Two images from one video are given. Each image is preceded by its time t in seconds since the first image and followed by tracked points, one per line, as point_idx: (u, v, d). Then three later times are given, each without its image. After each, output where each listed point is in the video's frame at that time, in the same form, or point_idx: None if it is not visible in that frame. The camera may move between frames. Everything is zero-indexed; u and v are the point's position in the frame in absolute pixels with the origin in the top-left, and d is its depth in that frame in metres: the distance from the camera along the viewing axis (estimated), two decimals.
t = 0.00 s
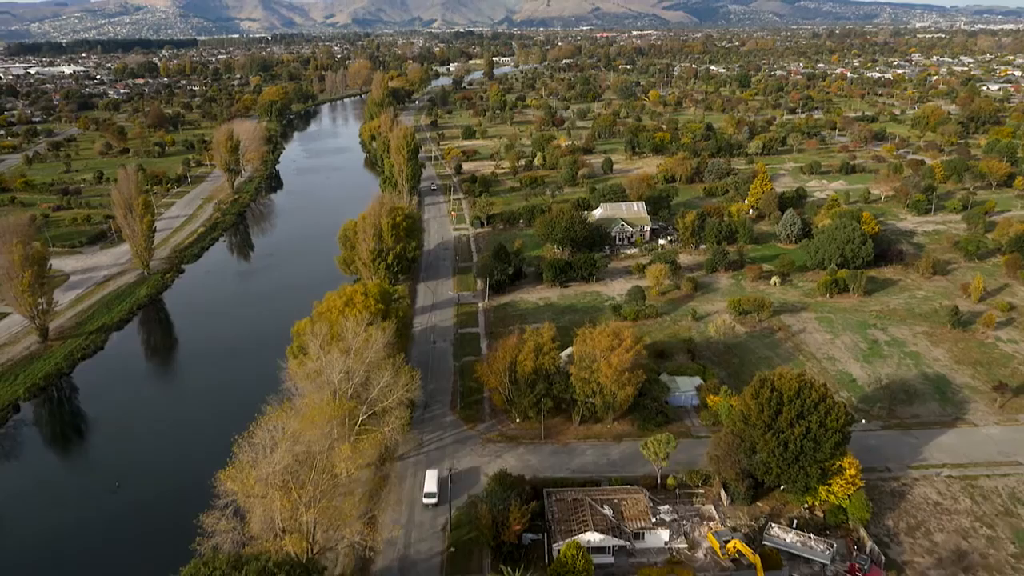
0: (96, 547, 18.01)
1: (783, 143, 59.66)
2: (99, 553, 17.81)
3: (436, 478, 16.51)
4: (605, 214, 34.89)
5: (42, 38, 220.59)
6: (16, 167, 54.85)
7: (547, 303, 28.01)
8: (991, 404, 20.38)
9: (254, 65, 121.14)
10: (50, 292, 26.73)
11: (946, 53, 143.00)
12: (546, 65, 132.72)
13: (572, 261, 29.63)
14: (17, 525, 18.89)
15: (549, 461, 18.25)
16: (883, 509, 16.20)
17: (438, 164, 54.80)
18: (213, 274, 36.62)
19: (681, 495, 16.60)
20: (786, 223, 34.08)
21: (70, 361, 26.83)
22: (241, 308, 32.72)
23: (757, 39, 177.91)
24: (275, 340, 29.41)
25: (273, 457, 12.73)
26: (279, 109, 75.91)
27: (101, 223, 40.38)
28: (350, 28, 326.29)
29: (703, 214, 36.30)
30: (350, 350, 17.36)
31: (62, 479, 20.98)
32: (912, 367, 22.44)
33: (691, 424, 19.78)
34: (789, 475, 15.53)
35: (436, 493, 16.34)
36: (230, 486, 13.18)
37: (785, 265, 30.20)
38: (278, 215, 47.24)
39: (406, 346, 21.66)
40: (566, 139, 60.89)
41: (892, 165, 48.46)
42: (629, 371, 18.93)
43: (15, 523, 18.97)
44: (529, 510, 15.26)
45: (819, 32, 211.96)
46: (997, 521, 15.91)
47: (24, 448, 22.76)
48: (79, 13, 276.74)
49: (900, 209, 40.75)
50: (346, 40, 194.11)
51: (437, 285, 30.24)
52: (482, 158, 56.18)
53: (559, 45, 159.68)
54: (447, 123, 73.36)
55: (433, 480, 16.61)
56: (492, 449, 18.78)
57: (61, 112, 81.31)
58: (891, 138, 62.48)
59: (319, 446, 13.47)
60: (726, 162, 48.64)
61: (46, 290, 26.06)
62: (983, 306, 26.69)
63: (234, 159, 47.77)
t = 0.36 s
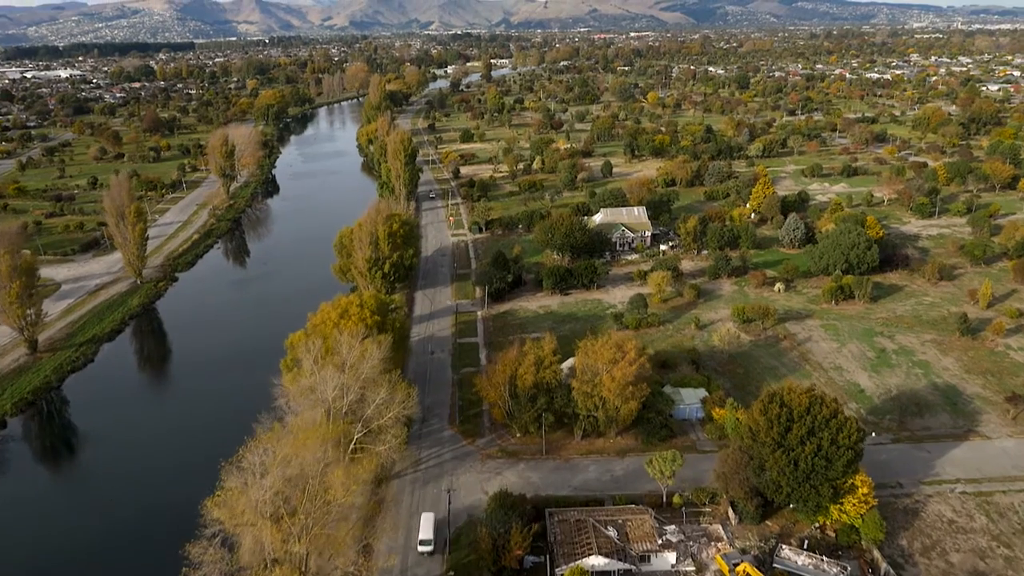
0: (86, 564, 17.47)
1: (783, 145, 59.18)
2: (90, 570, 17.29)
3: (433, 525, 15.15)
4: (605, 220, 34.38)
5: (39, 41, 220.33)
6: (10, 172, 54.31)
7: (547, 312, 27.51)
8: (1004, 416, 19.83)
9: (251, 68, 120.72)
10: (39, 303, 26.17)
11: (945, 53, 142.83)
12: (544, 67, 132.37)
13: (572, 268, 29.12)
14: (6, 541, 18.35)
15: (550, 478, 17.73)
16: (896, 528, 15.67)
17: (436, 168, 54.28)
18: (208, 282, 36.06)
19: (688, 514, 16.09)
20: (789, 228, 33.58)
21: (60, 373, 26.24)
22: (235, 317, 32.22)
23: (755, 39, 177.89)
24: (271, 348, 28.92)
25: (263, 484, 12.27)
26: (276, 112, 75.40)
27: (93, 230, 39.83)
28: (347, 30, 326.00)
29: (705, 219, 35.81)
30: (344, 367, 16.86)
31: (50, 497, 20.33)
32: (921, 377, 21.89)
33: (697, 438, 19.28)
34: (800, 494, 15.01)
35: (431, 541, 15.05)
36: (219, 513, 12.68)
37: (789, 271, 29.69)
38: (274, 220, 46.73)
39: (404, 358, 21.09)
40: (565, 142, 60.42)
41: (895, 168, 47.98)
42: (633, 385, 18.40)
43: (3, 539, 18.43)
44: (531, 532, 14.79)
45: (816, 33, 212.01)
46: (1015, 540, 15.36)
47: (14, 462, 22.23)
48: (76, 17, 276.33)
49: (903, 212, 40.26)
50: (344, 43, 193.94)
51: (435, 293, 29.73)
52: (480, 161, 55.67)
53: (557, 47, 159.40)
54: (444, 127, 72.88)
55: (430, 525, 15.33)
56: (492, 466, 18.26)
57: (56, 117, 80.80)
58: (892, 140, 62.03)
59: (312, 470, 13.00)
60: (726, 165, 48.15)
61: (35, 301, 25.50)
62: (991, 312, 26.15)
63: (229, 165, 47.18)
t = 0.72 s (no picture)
0: None
1: (782, 149, 58.80)
2: None
3: None
4: (603, 226, 33.86)
5: (33, 46, 219.81)
6: None
7: (545, 321, 26.97)
8: (1016, 428, 19.30)
9: (246, 72, 120.19)
10: (24, 317, 25.50)
11: (940, 54, 142.96)
12: (540, 70, 132.10)
13: (570, 276, 28.57)
14: None
15: (550, 497, 17.17)
16: (908, 549, 15.12)
17: (432, 173, 53.72)
18: (199, 292, 35.45)
19: (693, 536, 15.53)
20: (790, 233, 33.10)
21: (45, 389, 25.57)
22: (228, 326, 31.68)
23: (750, 42, 178.01)
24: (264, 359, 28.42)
25: (249, 516, 11.72)
26: (270, 117, 74.83)
27: (84, 239, 39.17)
28: (342, 34, 325.82)
29: (704, 225, 35.33)
30: (335, 385, 16.31)
31: (36, 517, 19.67)
32: (929, 388, 21.35)
33: (700, 454, 18.74)
34: (810, 515, 14.44)
35: None
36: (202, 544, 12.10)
37: (791, 278, 29.21)
38: (268, 227, 46.14)
39: (398, 373, 20.52)
40: (562, 146, 59.95)
41: (895, 171, 47.56)
42: (635, 401, 17.87)
43: None
44: (530, 558, 14.26)
45: (812, 35, 212.19)
46: None
47: None
48: (70, 22, 275.34)
49: (904, 216, 39.84)
50: (339, 47, 193.66)
51: (430, 302, 29.19)
52: (476, 166, 55.15)
53: (552, 50, 159.19)
54: (440, 131, 72.36)
55: None
56: (489, 484, 17.72)
57: (48, 123, 80.06)
58: (890, 142, 61.72)
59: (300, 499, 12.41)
60: (724, 169, 47.72)
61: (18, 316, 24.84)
62: (997, 320, 25.66)
63: (221, 171, 46.51)
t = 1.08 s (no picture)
0: None
1: (777, 152, 58.45)
2: None
3: None
4: (599, 233, 33.32)
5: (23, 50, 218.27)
6: None
7: (540, 331, 26.42)
8: None
9: (237, 76, 119.30)
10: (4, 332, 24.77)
11: (932, 55, 143.24)
12: (533, 73, 131.70)
13: (565, 285, 28.01)
14: None
15: (547, 518, 16.59)
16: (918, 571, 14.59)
17: (424, 178, 53.11)
18: (188, 301, 34.80)
19: (696, 559, 14.98)
20: (788, 239, 32.65)
21: (26, 406, 24.83)
22: (217, 336, 31.09)
23: (743, 44, 178.17)
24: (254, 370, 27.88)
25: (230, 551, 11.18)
26: (261, 122, 74.10)
27: (70, 248, 38.36)
28: (334, 37, 325.00)
29: (701, 231, 34.83)
30: (322, 405, 15.76)
31: (16, 539, 18.97)
32: (933, 400, 20.86)
33: (701, 470, 18.18)
34: (817, 539, 13.89)
35: None
36: None
37: (790, 285, 28.72)
38: (258, 234, 45.47)
39: (389, 388, 19.91)
40: (556, 150, 59.44)
41: (891, 174, 47.20)
42: (634, 417, 17.33)
43: None
44: None
45: (803, 37, 212.54)
46: None
47: None
48: (60, 26, 273.64)
49: (902, 220, 39.45)
50: (332, 50, 192.98)
51: (423, 312, 28.60)
52: (469, 171, 54.59)
53: (545, 53, 158.75)
54: (433, 135, 71.78)
55: None
56: (484, 504, 17.12)
57: (36, 128, 79.08)
58: (885, 145, 61.46)
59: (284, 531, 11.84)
60: (720, 173, 47.26)
61: None
62: (1001, 327, 25.21)
63: (210, 178, 45.76)
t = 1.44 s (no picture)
0: None
1: (770, 154, 58.13)
2: None
3: None
4: (592, 239, 32.78)
5: (11, 56, 216.53)
6: None
7: (534, 341, 25.84)
8: None
9: (227, 80, 118.37)
10: None
11: (921, 56, 143.78)
12: (524, 76, 131.35)
13: (559, 294, 27.43)
14: None
15: (543, 541, 15.98)
16: None
17: (415, 184, 52.47)
18: (175, 313, 34.05)
19: None
20: (784, 245, 32.20)
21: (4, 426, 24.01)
22: (205, 348, 30.36)
23: (733, 45, 178.49)
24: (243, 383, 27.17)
25: None
26: (251, 127, 73.31)
27: (54, 258, 37.56)
28: (325, 41, 324.21)
29: (696, 236, 34.35)
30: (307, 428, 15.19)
31: None
32: (938, 410, 20.38)
33: (702, 488, 17.63)
34: (824, 563, 13.32)
35: None
36: None
37: (788, 292, 28.23)
38: (247, 243, 44.73)
39: (379, 405, 19.30)
40: (548, 154, 58.95)
41: (886, 177, 46.89)
42: (632, 434, 16.77)
43: None
44: None
45: (793, 38, 213.02)
46: None
47: None
48: (48, 32, 271.74)
49: (898, 223, 39.11)
50: (322, 54, 192.15)
51: (414, 323, 27.98)
52: (461, 176, 54.01)
53: (536, 56, 158.44)
54: (424, 140, 71.16)
55: None
56: (478, 527, 16.50)
57: (22, 136, 78.02)
58: (878, 146, 61.25)
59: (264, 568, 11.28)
60: (714, 177, 46.84)
61: None
62: (1002, 334, 24.81)
63: (197, 185, 44.95)
